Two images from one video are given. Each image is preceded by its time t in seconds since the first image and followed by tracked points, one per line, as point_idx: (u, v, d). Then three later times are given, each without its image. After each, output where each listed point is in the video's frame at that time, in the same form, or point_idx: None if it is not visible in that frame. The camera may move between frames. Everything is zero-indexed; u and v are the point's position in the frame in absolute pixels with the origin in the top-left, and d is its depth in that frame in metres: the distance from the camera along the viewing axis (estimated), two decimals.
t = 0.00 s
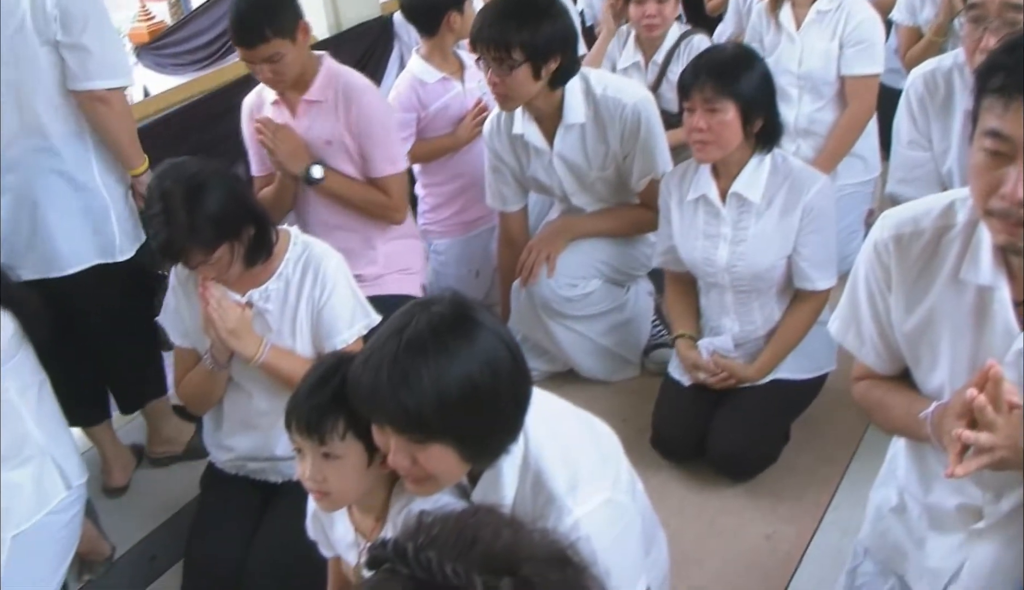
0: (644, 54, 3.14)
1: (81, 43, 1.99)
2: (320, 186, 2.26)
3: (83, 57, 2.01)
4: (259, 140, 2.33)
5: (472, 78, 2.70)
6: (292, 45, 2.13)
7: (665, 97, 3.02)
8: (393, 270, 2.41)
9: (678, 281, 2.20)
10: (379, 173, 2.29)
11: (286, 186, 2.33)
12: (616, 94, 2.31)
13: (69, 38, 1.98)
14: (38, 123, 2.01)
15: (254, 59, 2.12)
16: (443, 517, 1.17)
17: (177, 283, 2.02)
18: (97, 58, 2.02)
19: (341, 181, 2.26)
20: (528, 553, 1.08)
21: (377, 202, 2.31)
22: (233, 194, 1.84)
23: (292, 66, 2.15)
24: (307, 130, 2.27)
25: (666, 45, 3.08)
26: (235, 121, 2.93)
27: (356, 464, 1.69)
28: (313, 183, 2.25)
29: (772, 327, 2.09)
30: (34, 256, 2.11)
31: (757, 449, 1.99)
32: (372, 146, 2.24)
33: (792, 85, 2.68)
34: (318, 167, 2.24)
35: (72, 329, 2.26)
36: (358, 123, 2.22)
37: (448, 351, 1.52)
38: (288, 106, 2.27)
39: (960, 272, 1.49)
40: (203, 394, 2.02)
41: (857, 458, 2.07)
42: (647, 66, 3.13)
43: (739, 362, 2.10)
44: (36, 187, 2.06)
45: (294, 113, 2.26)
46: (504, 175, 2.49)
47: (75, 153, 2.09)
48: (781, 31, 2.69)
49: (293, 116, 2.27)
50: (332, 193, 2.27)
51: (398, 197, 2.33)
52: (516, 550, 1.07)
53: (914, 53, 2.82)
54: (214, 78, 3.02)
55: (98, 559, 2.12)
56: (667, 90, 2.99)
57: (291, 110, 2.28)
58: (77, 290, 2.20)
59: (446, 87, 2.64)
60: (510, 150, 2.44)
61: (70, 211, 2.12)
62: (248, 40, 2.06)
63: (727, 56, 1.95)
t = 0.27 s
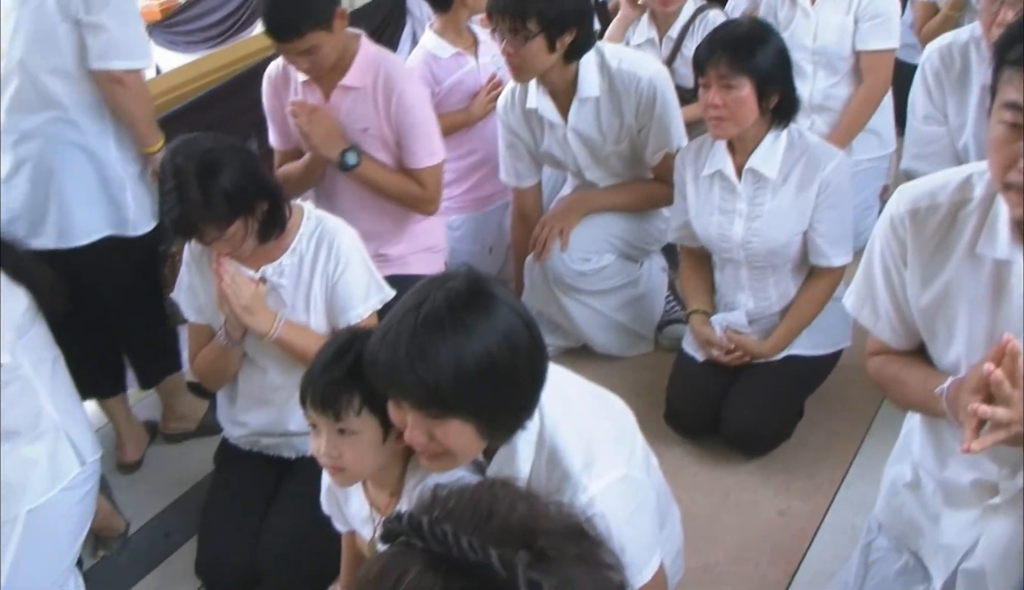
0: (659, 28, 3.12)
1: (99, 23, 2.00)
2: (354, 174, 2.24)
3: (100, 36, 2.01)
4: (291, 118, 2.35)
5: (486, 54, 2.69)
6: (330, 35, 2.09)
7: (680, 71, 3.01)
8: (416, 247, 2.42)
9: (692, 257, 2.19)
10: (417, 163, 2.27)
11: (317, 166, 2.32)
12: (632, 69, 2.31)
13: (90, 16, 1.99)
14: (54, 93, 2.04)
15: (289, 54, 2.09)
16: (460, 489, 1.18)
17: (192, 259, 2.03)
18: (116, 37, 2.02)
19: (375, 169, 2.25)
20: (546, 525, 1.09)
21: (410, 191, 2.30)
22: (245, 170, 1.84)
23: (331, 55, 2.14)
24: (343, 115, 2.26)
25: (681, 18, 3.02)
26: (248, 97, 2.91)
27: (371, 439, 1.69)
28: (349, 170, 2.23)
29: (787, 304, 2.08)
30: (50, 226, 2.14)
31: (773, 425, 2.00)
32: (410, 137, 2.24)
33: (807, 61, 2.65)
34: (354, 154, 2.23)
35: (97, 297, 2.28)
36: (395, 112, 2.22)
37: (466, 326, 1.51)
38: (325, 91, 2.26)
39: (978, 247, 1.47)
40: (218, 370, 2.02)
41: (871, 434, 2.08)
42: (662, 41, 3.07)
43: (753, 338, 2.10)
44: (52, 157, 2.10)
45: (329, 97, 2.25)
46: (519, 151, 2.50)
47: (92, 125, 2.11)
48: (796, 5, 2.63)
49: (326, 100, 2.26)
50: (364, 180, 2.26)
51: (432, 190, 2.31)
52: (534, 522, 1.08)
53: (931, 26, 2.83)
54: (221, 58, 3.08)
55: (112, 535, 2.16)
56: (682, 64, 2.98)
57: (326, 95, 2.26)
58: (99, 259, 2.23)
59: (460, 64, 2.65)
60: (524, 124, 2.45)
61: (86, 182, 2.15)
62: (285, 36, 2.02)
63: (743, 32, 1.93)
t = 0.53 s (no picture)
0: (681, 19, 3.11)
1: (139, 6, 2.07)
2: (374, 164, 2.25)
3: (140, 18, 2.09)
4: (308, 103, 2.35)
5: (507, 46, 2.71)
6: (353, 21, 2.09)
7: (702, 63, 3.00)
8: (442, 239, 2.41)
9: (713, 249, 2.19)
10: (437, 153, 2.27)
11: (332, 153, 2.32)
12: (655, 60, 2.32)
13: None
14: (94, 80, 2.15)
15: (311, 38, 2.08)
16: (480, 480, 1.16)
17: (215, 249, 2.03)
18: (154, 19, 2.09)
19: (394, 158, 2.25)
20: (567, 516, 1.07)
21: (433, 181, 2.31)
22: (269, 161, 1.84)
23: (353, 41, 2.14)
24: (361, 103, 2.26)
25: (704, 9, 2.99)
26: (268, 87, 2.92)
27: (395, 428, 1.67)
28: (367, 159, 2.25)
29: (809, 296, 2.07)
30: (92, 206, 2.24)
31: (798, 415, 2.00)
32: (430, 127, 2.24)
33: (830, 52, 2.64)
34: (372, 143, 2.23)
35: (131, 281, 2.38)
36: (415, 100, 2.22)
37: (491, 315, 1.52)
38: (342, 78, 2.27)
39: (1002, 236, 1.44)
40: (240, 359, 2.03)
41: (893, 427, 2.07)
42: (683, 32, 3.05)
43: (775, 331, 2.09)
44: (95, 141, 2.21)
45: (347, 84, 2.25)
46: (542, 142, 2.52)
47: (132, 109, 2.21)
48: None
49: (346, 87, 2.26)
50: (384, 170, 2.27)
51: (453, 180, 2.32)
52: (554, 513, 1.06)
53: (955, 17, 2.81)
54: (238, 53, 3.08)
55: (134, 525, 2.17)
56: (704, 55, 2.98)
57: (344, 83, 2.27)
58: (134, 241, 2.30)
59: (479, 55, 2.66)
60: (548, 116, 2.47)
61: (129, 164, 2.25)
62: (310, 21, 2.01)
63: (766, 22, 1.93)
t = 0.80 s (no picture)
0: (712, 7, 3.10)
1: None
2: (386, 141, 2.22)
3: None
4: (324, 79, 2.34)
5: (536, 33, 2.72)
6: None
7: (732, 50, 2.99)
8: (471, 226, 2.42)
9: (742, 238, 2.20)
10: (452, 132, 2.23)
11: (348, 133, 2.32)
12: (687, 48, 2.32)
13: None
14: (137, 63, 2.17)
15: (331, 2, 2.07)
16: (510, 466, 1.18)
17: (244, 234, 2.04)
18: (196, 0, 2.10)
19: (407, 137, 2.21)
20: (594, 501, 1.08)
21: (447, 162, 2.26)
22: (299, 145, 1.85)
23: (371, 10, 2.13)
24: (378, 78, 2.23)
25: None
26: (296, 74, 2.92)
27: (418, 414, 1.67)
28: (381, 136, 2.21)
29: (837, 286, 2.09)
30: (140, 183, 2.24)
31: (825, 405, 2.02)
32: (445, 103, 2.20)
33: (861, 40, 2.61)
34: (386, 119, 2.20)
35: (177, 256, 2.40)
36: (431, 76, 2.18)
37: (523, 298, 1.51)
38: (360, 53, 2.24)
39: None
40: (268, 344, 2.03)
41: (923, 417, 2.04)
42: (714, 18, 3.03)
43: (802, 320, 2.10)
44: (139, 124, 2.23)
45: (365, 58, 2.23)
46: (573, 129, 2.54)
47: (174, 89, 2.22)
48: None
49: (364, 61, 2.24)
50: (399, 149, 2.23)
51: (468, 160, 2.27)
52: (582, 500, 1.08)
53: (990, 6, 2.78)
54: (266, 38, 3.09)
55: (163, 508, 2.21)
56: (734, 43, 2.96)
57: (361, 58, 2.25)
58: (172, 222, 2.32)
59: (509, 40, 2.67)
60: (580, 103, 2.49)
61: (172, 145, 2.26)
62: None
63: (796, 10, 1.92)
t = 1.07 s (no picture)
0: None
1: None
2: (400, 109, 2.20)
3: None
4: (335, 50, 2.30)
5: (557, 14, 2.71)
6: None
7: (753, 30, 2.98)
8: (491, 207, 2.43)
9: (762, 218, 2.22)
10: (468, 96, 2.21)
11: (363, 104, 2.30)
12: (707, 30, 2.30)
13: None
14: (171, 41, 2.18)
15: None
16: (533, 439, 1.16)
17: (265, 213, 2.05)
18: None
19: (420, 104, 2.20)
20: (618, 475, 1.06)
21: (462, 129, 2.25)
22: (320, 124, 1.85)
23: None
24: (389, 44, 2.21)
25: None
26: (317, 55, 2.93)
27: (409, 386, 1.69)
28: (394, 103, 2.19)
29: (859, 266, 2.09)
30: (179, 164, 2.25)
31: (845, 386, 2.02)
32: (460, 66, 2.18)
33: (882, 19, 2.61)
34: (399, 86, 2.18)
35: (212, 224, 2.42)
36: (445, 41, 2.16)
37: (547, 275, 1.50)
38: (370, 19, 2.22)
39: None
40: (290, 324, 2.04)
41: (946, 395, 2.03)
42: None
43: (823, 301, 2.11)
44: (178, 99, 2.23)
45: (377, 23, 2.21)
46: (594, 111, 2.55)
47: (208, 64, 2.22)
48: None
49: (375, 27, 2.22)
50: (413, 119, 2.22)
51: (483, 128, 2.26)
52: (605, 473, 1.05)
53: None
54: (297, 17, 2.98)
55: (185, 488, 2.23)
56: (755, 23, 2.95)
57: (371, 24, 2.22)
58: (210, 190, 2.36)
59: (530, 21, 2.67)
60: (600, 84, 2.50)
61: (208, 119, 2.27)
62: None
63: None
